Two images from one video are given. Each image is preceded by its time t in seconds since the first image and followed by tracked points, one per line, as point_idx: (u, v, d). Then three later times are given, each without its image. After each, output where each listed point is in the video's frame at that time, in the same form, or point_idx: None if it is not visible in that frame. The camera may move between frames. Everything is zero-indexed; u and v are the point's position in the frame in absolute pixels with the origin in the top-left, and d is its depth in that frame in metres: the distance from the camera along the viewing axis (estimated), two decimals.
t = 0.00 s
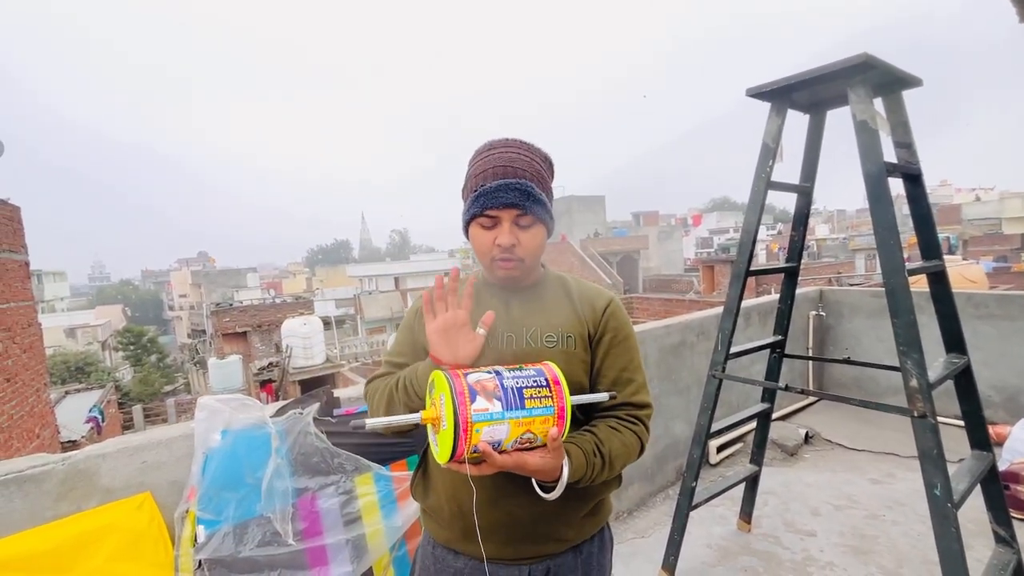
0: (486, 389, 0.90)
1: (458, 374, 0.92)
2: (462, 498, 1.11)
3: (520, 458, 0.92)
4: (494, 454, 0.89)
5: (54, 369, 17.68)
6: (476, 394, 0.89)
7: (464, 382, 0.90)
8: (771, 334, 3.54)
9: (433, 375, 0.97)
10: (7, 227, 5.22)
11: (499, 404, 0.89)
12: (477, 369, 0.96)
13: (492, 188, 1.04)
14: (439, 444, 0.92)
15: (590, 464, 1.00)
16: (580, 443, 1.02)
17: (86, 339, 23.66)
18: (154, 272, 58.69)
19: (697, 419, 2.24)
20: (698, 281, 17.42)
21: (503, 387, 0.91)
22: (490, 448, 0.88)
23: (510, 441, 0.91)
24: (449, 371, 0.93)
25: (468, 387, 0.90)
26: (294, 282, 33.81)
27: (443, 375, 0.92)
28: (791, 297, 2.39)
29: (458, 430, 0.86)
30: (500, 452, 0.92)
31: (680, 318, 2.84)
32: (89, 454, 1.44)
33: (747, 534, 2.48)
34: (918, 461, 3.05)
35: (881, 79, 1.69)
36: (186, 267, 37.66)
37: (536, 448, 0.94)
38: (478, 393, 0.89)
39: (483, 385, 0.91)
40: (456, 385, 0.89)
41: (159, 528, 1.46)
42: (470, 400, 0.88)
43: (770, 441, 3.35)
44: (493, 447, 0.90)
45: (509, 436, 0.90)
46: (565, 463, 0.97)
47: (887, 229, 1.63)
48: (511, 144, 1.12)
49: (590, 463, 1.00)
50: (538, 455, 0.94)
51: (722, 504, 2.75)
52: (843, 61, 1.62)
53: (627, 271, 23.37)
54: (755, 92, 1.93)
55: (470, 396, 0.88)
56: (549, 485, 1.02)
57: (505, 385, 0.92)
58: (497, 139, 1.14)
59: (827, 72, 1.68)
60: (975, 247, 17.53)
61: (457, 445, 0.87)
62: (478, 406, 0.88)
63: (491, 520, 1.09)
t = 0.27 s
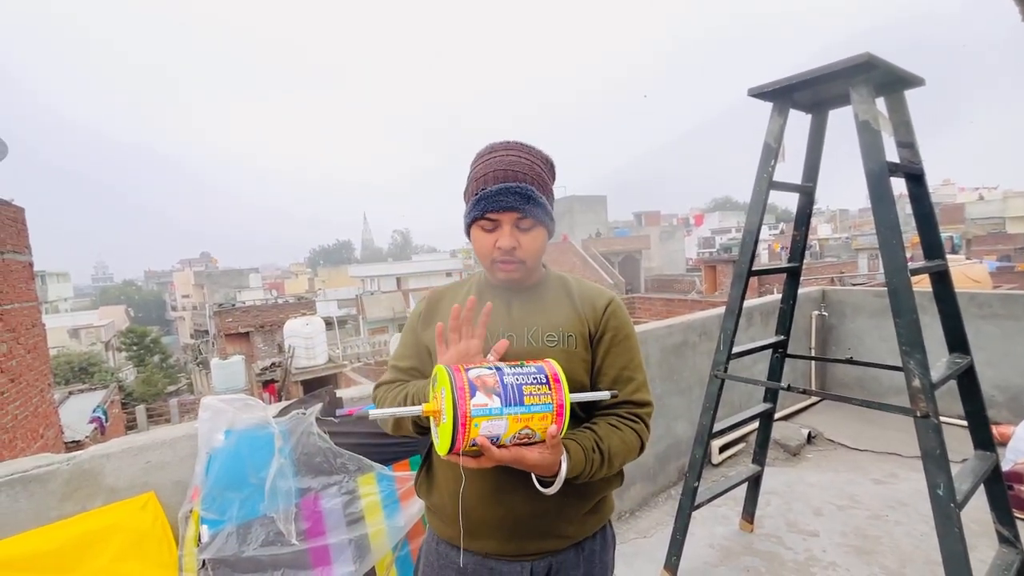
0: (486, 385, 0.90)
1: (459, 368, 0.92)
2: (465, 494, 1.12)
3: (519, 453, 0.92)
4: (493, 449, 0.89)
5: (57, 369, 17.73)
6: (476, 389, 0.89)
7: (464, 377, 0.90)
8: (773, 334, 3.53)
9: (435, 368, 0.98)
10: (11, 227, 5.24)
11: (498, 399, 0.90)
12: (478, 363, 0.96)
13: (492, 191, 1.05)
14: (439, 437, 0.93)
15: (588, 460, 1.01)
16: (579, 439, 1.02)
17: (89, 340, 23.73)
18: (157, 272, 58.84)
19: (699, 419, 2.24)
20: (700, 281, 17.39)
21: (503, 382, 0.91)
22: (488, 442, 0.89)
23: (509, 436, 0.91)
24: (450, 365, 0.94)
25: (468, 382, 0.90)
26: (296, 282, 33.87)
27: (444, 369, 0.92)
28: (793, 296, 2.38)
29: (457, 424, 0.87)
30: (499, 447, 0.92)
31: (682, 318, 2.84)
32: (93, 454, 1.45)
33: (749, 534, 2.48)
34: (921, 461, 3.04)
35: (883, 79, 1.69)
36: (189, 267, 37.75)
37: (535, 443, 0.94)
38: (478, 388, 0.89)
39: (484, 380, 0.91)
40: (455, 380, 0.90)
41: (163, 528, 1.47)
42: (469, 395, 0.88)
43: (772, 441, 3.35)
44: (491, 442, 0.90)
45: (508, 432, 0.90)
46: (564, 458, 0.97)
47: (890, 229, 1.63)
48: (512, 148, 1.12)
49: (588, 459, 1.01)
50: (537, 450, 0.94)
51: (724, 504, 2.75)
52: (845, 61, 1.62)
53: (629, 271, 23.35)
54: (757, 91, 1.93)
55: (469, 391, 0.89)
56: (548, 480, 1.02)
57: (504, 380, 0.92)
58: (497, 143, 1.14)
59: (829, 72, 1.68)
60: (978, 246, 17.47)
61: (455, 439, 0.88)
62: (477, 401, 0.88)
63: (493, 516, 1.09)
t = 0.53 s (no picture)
0: (484, 389, 0.90)
1: (457, 372, 0.93)
2: (465, 493, 1.12)
3: (517, 454, 0.93)
4: (491, 452, 0.90)
5: (60, 370, 17.77)
6: (474, 393, 0.89)
7: (462, 380, 0.91)
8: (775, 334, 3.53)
9: (433, 371, 0.98)
10: (14, 229, 5.26)
11: (496, 403, 0.90)
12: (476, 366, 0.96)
13: (493, 192, 1.05)
14: (438, 439, 0.94)
15: (588, 458, 1.01)
16: (579, 438, 1.02)
17: (92, 340, 23.80)
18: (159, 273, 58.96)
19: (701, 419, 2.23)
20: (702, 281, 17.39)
21: (501, 386, 0.91)
22: (487, 445, 0.89)
23: (507, 439, 0.91)
24: (448, 368, 0.94)
25: (466, 386, 0.90)
26: (298, 283, 33.92)
27: (443, 373, 0.93)
28: (794, 297, 2.38)
29: (455, 429, 0.87)
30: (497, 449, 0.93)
31: (683, 319, 2.84)
32: (97, 455, 1.45)
33: (751, 534, 2.48)
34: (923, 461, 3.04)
35: (884, 79, 1.69)
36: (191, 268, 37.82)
37: (534, 443, 0.95)
38: (476, 393, 0.90)
39: (481, 384, 0.91)
40: (454, 383, 0.90)
41: (165, 528, 1.47)
42: (467, 400, 0.89)
43: (774, 441, 3.35)
44: (490, 444, 0.90)
45: (506, 435, 0.91)
46: (562, 458, 0.98)
47: (890, 229, 1.64)
48: (513, 149, 1.13)
49: (587, 458, 1.01)
50: (535, 450, 0.95)
51: (726, 504, 2.75)
52: (846, 61, 1.62)
53: (630, 271, 23.33)
54: (757, 92, 1.93)
55: (467, 395, 0.89)
56: (548, 478, 1.02)
57: (503, 384, 0.92)
58: (498, 144, 1.14)
59: (830, 73, 1.68)
60: (981, 246, 17.43)
61: (454, 443, 0.89)
62: (475, 405, 0.88)
63: (493, 514, 1.09)
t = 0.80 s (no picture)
0: (476, 396, 0.90)
1: (448, 379, 0.93)
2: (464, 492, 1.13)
3: (513, 455, 0.93)
4: (487, 457, 0.90)
5: (62, 371, 17.80)
6: (466, 401, 0.89)
7: (454, 389, 0.91)
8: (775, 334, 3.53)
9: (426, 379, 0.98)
10: (16, 230, 5.27)
11: (489, 409, 0.90)
12: (468, 372, 0.96)
13: (494, 192, 1.05)
14: (434, 445, 0.94)
15: (585, 457, 1.01)
16: (576, 436, 1.02)
17: (94, 341, 23.83)
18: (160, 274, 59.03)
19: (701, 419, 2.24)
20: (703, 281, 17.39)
21: (494, 392, 0.91)
22: (482, 451, 0.90)
23: (502, 442, 0.92)
24: (440, 377, 0.94)
25: (457, 393, 0.90)
26: (299, 283, 33.95)
27: (434, 382, 0.93)
28: (795, 297, 2.38)
29: (449, 437, 0.88)
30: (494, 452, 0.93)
31: (684, 319, 2.84)
32: (99, 455, 1.46)
33: (752, 535, 2.48)
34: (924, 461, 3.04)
35: (885, 80, 1.69)
36: (192, 269, 37.83)
37: (529, 444, 0.95)
38: (468, 400, 0.90)
39: (473, 391, 0.91)
40: (445, 392, 0.90)
41: (167, 528, 1.48)
42: (459, 408, 0.89)
43: (775, 442, 3.34)
44: (486, 450, 0.91)
45: (501, 439, 0.91)
46: (558, 456, 0.98)
47: (890, 229, 1.64)
48: (514, 150, 1.13)
49: (585, 457, 1.01)
50: (531, 449, 0.95)
51: (727, 504, 2.75)
52: (847, 61, 1.63)
53: (631, 271, 23.31)
54: (757, 92, 1.94)
55: (459, 404, 0.89)
56: (545, 476, 1.03)
57: (494, 389, 0.92)
58: (499, 145, 1.15)
59: (830, 73, 1.68)
60: (983, 246, 17.40)
61: (449, 450, 0.89)
62: (468, 413, 0.89)
63: (493, 513, 1.10)
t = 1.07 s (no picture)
0: (480, 399, 0.90)
1: (452, 381, 0.93)
2: (465, 495, 1.13)
3: (512, 460, 0.94)
4: (487, 460, 0.91)
5: (63, 372, 17.81)
6: (470, 404, 0.90)
7: (458, 391, 0.91)
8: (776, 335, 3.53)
9: (430, 378, 0.98)
10: (17, 230, 5.27)
11: (492, 413, 0.90)
12: (472, 375, 0.96)
13: (494, 193, 1.06)
14: (434, 446, 0.95)
15: (584, 461, 1.01)
16: (575, 440, 1.02)
17: (95, 342, 23.85)
18: (161, 274, 59.06)
19: (702, 420, 2.24)
20: (704, 282, 17.39)
21: (497, 396, 0.92)
22: (482, 454, 0.90)
23: (503, 446, 0.93)
24: (443, 377, 0.94)
25: (461, 396, 0.90)
26: (300, 284, 33.98)
27: (438, 382, 0.93)
28: (795, 297, 2.39)
29: (451, 439, 0.88)
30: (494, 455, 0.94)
31: (684, 319, 2.85)
32: (100, 455, 1.46)
33: (752, 535, 2.48)
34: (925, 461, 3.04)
35: (884, 80, 1.70)
36: (192, 269, 37.83)
37: (529, 449, 0.96)
38: (471, 403, 0.90)
39: (477, 394, 0.91)
40: (449, 394, 0.90)
41: (169, 528, 1.48)
42: (462, 411, 0.89)
43: (776, 442, 3.34)
44: (486, 453, 0.91)
45: (502, 443, 0.92)
46: (557, 461, 0.98)
47: (890, 230, 1.64)
48: (514, 150, 1.13)
49: (584, 461, 1.01)
50: (530, 455, 0.96)
51: (728, 504, 2.75)
52: (847, 61, 1.63)
53: (632, 272, 23.31)
54: (757, 93, 1.94)
55: (462, 406, 0.89)
56: (544, 481, 1.03)
57: (498, 394, 0.92)
58: (500, 145, 1.15)
59: (830, 73, 1.68)
60: (984, 246, 17.38)
61: (450, 452, 0.90)
62: (471, 416, 0.89)
63: (493, 514, 1.10)
